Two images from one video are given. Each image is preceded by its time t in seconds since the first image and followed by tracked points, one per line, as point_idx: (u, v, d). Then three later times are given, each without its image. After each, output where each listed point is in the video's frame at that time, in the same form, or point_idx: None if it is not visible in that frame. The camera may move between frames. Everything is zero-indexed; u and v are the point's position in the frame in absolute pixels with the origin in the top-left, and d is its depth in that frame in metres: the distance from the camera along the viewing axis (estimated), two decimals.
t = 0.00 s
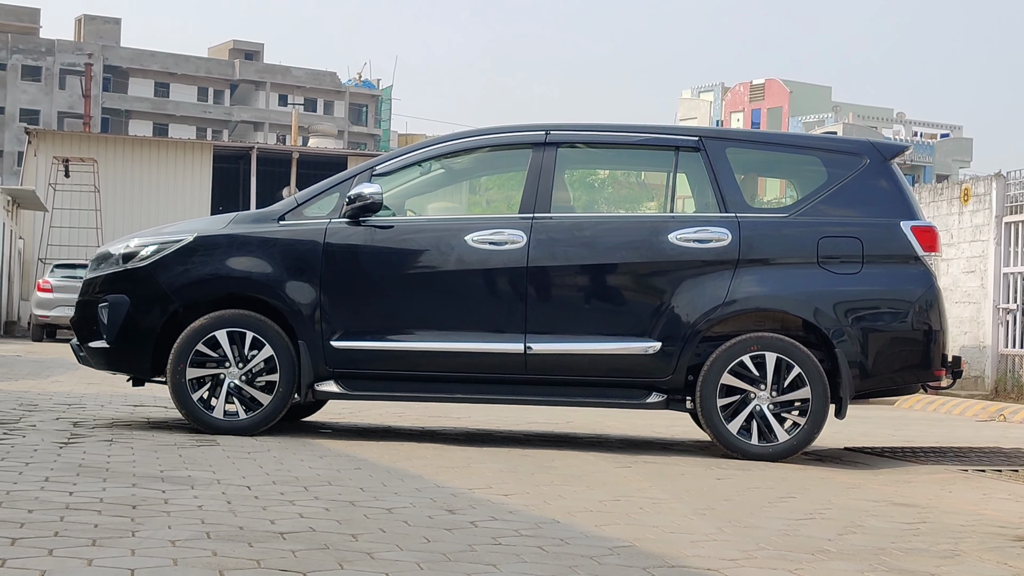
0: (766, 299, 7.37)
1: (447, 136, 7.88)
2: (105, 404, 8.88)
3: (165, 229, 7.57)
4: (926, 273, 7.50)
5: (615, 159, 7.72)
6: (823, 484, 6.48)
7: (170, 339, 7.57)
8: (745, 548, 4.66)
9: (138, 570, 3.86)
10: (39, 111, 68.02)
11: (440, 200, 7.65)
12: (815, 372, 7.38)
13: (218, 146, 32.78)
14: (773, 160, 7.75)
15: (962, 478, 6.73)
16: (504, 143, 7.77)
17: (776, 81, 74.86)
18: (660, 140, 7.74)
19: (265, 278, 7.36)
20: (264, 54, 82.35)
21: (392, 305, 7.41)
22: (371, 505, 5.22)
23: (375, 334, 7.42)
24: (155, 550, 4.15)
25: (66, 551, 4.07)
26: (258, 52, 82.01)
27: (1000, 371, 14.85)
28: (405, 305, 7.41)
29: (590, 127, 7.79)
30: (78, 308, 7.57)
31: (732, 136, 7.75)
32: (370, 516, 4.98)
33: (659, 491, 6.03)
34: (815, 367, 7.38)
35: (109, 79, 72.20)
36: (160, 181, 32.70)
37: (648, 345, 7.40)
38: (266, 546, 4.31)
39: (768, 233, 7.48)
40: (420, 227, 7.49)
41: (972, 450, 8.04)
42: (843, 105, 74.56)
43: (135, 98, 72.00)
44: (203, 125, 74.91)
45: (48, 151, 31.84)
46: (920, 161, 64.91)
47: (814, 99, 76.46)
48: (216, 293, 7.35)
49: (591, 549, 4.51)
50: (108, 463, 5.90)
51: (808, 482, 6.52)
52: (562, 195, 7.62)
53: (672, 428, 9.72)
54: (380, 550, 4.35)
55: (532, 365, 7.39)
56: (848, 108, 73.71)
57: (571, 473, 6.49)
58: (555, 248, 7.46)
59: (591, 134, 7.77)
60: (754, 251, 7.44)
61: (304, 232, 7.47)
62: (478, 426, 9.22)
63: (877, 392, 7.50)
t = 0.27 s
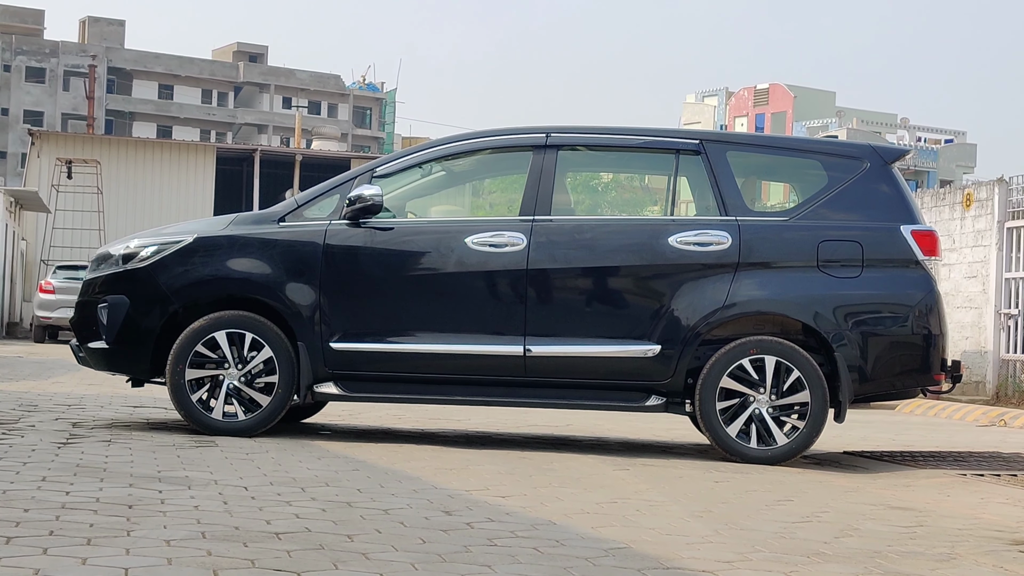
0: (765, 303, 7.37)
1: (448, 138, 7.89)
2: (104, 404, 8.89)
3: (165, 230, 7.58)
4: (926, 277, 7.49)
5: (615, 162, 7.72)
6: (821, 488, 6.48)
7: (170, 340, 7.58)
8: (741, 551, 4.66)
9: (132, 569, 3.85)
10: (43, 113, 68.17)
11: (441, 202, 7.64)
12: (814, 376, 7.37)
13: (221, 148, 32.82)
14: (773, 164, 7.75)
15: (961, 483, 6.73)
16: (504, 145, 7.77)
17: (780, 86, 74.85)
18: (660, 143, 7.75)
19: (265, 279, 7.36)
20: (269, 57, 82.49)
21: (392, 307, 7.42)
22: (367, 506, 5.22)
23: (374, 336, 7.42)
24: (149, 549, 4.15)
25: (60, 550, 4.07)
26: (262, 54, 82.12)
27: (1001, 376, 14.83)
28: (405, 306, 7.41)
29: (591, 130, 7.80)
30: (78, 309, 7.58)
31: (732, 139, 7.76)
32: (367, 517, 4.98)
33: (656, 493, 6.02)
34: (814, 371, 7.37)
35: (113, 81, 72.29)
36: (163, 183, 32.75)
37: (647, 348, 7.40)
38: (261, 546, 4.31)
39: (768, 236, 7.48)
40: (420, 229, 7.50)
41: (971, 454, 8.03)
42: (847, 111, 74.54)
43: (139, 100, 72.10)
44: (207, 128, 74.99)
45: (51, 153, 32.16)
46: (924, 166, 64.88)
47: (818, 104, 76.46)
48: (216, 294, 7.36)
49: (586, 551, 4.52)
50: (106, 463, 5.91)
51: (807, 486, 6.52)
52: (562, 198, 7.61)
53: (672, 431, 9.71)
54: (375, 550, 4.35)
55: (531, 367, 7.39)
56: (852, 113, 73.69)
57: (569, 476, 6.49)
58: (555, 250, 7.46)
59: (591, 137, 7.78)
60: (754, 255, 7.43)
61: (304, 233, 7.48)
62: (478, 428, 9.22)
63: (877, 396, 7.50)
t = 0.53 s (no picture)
0: (765, 305, 7.36)
1: (448, 139, 7.89)
2: (104, 405, 8.90)
3: (165, 231, 7.58)
4: (926, 280, 7.48)
5: (616, 163, 7.71)
6: (820, 490, 6.47)
7: (170, 340, 7.58)
8: (738, 552, 4.66)
9: (126, 568, 3.85)
10: (47, 115, 68.30)
11: (441, 204, 7.64)
12: (814, 378, 7.37)
13: (225, 150, 32.86)
14: (773, 166, 7.75)
15: (960, 485, 6.71)
16: (505, 146, 7.77)
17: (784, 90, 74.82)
18: (660, 145, 7.74)
19: (265, 280, 7.37)
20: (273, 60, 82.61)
21: (392, 308, 7.42)
22: (365, 506, 5.22)
23: (374, 337, 7.42)
24: (145, 548, 4.15)
25: (56, 549, 4.07)
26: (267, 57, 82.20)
27: (1003, 380, 14.82)
28: (405, 307, 7.41)
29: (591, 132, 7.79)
30: (78, 309, 7.58)
31: (733, 141, 7.75)
32: (364, 517, 4.98)
33: (654, 494, 6.02)
34: (814, 373, 7.36)
35: (117, 83, 72.37)
36: (166, 185, 32.81)
37: (647, 350, 7.39)
38: (256, 545, 4.31)
39: (768, 239, 7.47)
40: (420, 230, 7.50)
41: (972, 457, 8.01)
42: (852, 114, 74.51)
43: (143, 102, 72.19)
44: (211, 130, 75.07)
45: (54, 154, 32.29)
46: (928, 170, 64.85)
47: (823, 108, 76.44)
48: (216, 294, 7.36)
49: (582, 551, 4.52)
50: (104, 463, 5.91)
51: (806, 488, 6.51)
52: (562, 199, 7.61)
53: (672, 434, 9.70)
54: (371, 550, 4.35)
55: (531, 369, 7.39)
56: (856, 117, 73.65)
57: (567, 477, 6.49)
58: (555, 252, 7.46)
59: (591, 138, 7.77)
60: (754, 257, 7.43)
61: (304, 234, 7.48)
62: (478, 430, 9.22)
63: (877, 398, 7.49)
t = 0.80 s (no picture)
0: (765, 306, 7.35)
1: (448, 140, 7.89)
2: (105, 406, 8.90)
3: (166, 231, 7.59)
4: (926, 281, 7.47)
5: (615, 164, 7.71)
6: (820, 491, 6.46)
7: (170, 341, 7.58)
8: (735, 552, 4.65)
9: (122, 568, 3.85)
10: (51, 117, 68.43)
11: (441, 204, 7.64)
12: (814, 379, 7.36)
13: (227, 151, 32.89)
14: (773, 166, 7.74)
15: (961, 486, 6.70)
16: (505, 147, 7.77)
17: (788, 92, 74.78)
18: (660, 146, 7.74)
19: (265, 281, 7.37)
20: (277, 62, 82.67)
21: (392, 308, 7.41)
22: (363, 507, 5.22)
23: (374, 338, 7.42)
24: (140, 549, 4.15)
25: (51, 549, 4.07)
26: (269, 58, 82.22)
27: (1005, 381, 14.80)
28: (404, 308, 7.41)
29: (591, 132, 7.79)
30: (77, 310, 7.59)
31: (733, 142, 7.74)
32: (361, 517, 4.98)
33: (653, 495, 6.01)
34: (814, 374, 7.35)
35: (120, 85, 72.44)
36: (169, 187, 32.86)
37: (648, 350, 7.38)
38: (253, 546, 4.31)
39: (768, 239, 7.46)
40: (420, 231, 7.50)
41: (973, 458, 8.00)
42: (855, 116, 74.47)
43: (146, 104, 72.27)
44: (215, 132, 75.13)
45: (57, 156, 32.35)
46: (932, 172, 64.80)
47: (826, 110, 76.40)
48: (215, 295, 7.36)
49: (580, 551, 4.53)
50: (103, 464, 5.91)
51: (805, 489, 6.50)
52: (562, 200, 7.61)
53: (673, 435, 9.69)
54: (367, 550, 4.35)
55: (530, 370, 7.39)
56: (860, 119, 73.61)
57: (567, 478, 6.48)
58: (555, 252, 7.45)
59: (592, 139, 7.77)
60: (754, 257, 7.42)
61: (303, 235, 7.48)
62: (478, 431, 9.22)
63: (877, 399, 7.47)
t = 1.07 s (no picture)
0: (765, 305, 7.35)
1: (448, 140, 7.89)
2: (106, 407, 8.92)
3: (165, 232, 7.60)
4: (926, 280, 7.46)
5: (615, 164, 7.71)
6: (819, 491, 6.46)
7: (170, 342, 7.60)
8: (732, 551, 4.67)
9: (117, 568, 3.86)
10: (54, 119, 68.57)
11: (441, 205, 7.65)
12: (814, 379, 7.36)
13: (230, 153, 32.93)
14: (773, 166, 7.74)
15: (961, 485, 6.70)
16: (505, 147, 7.77)
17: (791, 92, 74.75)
18: (660, 145, 7.74)
19: (265, 281, 7.38)
20: (281, 63, 82.75)
21: (392, 309, 7.42)
22: (361, 507, 5.23)
23: (374, 338, 7.43)
24: (137, 549, 4.17)
25: (47, 549, 4.08)
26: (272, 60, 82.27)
27: (1008, 381, 14.80)
28: (404, 309, 7.42)
29: (591, 132, 7.79)
30: (77, 311, 7.60)
31: (733, 142, 7.74)
32: (359, 518, 4.99)
33: (652, 495, 6.02)
34: (814, 374, 7.35)
35: (123, 86, 72.53)
36: (172, 189, 32.91)
37: (647, 350, 7.38)
38: (249, 546, 4.32)
39: (768, 239, 7.46)
40: (420, 231, 7.51)
41: (974, 458, 8.00)
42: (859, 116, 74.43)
43: (150, 105, 72.36)
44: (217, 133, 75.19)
45: (59, 158, 32.17)
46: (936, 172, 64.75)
47: (830, 111, 76.36)
48: (215, 296, 7.38)
49: (577, 551, 4.55)
50: (102, 465, 5.92)
51: (805, 489, 6.50)
52: (562, 200, 7.62)
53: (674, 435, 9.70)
54: (364, 550, 4.36)
55: (530, 370, 7.39)
56: (863, 119, 73.57)
57: (566, 478, 6.49)
58: (555, 253, 7.46)
59: (591, 139, 7.77)
60: (754, 257, 7.42)
61: (303, 236, 7.49)
62: (479, 431, 9.22)
63: (877, 399, 7.47)
